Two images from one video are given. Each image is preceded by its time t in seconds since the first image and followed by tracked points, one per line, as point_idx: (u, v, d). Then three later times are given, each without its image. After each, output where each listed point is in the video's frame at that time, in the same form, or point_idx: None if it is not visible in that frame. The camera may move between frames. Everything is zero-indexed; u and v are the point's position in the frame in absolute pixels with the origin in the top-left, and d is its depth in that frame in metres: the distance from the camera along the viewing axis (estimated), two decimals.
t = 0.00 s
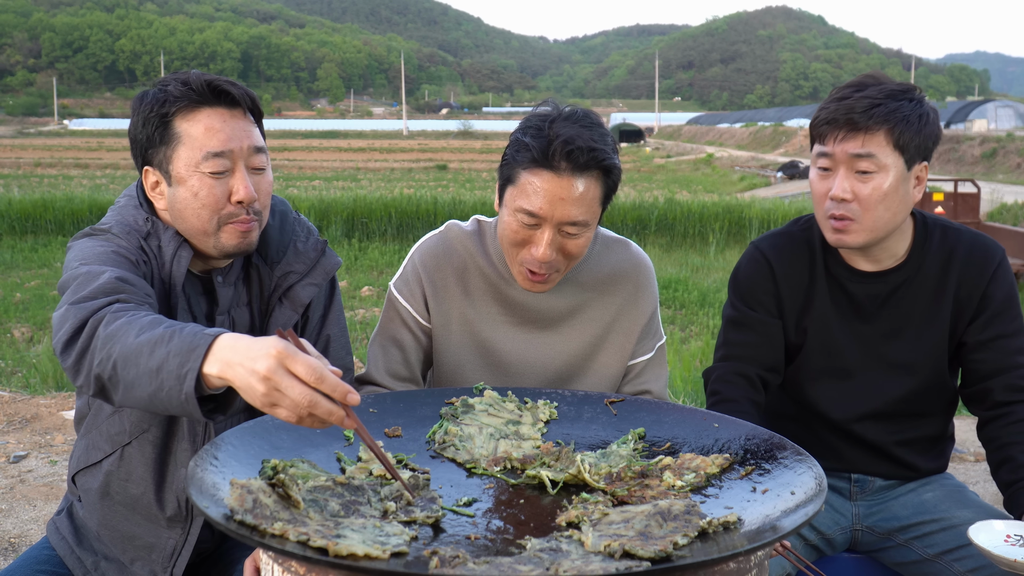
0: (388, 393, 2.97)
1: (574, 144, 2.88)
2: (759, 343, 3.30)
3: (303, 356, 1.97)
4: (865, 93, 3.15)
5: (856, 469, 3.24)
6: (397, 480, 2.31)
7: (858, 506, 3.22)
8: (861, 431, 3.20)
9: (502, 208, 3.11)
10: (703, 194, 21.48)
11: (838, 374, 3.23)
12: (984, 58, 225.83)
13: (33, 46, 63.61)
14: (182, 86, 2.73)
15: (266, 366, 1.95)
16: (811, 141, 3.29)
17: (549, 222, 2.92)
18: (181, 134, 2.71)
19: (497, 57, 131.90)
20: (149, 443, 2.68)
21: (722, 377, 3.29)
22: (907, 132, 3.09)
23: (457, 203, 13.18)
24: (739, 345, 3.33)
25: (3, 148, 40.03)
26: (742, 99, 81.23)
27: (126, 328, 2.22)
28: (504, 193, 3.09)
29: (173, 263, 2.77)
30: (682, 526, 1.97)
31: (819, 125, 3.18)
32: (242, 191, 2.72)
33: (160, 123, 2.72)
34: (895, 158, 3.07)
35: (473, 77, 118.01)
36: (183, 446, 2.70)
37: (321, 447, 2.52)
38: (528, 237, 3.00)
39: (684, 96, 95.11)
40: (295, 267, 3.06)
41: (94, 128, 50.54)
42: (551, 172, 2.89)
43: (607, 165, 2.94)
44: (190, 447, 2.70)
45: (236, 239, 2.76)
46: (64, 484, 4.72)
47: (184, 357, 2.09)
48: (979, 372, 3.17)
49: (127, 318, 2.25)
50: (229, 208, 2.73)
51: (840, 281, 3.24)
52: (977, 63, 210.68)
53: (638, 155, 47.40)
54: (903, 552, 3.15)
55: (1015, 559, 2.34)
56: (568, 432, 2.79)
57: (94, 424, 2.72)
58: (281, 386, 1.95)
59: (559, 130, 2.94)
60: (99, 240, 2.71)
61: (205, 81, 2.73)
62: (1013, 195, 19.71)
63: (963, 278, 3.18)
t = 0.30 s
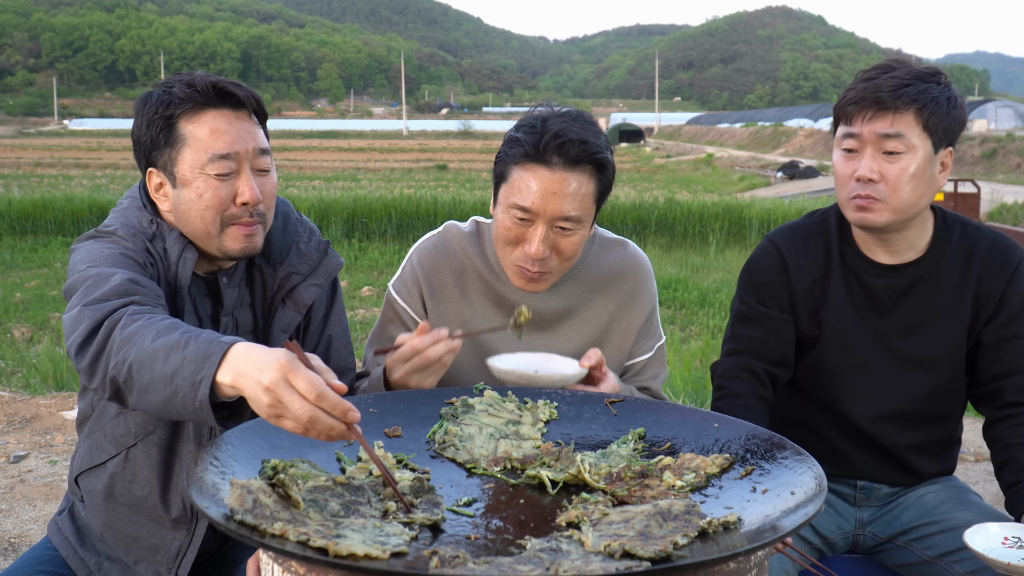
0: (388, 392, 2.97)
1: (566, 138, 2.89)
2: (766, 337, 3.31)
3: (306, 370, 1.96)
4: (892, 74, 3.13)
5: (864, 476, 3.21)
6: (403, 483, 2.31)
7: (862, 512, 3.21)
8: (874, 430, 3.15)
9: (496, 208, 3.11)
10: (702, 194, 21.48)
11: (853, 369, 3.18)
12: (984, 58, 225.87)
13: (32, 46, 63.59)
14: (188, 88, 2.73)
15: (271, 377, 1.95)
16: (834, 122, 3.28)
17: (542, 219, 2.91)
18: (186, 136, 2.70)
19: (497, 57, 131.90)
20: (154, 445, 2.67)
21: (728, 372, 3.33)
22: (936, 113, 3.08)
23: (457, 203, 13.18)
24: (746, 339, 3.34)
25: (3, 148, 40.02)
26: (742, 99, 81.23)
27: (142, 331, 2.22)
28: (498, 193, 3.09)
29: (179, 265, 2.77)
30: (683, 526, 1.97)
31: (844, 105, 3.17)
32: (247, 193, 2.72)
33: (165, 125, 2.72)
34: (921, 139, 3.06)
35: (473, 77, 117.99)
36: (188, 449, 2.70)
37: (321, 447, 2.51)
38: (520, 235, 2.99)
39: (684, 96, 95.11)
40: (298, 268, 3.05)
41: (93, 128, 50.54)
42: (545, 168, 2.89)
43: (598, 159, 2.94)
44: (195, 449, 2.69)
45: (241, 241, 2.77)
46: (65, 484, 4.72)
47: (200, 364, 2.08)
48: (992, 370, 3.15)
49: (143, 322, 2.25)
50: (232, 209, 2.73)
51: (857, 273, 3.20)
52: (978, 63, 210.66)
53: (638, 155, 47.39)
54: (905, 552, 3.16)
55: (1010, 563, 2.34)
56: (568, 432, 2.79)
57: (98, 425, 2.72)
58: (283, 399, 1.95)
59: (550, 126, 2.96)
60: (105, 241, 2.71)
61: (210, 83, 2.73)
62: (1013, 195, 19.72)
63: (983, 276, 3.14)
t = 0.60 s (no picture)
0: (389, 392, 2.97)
1: (556, 125, 2.97)
2: (774, 336, 3.29)
3: (290, 359, 1.95)
4: (906, 66, 3.11)
5: (879, 482, 3.19)
6: (398, 457, 2.25)
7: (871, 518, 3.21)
8: (891, 429, 3.12)
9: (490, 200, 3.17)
10: (702, 194, 21.47)
11: (869, 368, 3.15)
12: (984, 59, 225.90)
13: (33, 46, 63.57)
14: (179, 88, 2.73)
15: (258, 373, 1.95)
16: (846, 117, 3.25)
17: (535, 206, 2.98)
18: (178, 137, 2.71)
19: (497, 57, 131.94)
20: (150, 445, 2.68)
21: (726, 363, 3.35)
22: (953, 105, 3.07)
23: (457, 203, 13.18)
24: (753, 338, 3.34)
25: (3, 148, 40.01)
26: (742, 99, 81.22)
27: (137, 336, 2.23)
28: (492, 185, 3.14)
29: (173, 266, 2.77)
30: (682, 526, 1.97)
31: (858, 100, 3.14)
32: (241, 193, 2.72)
33: (158, 125, 2.72)
34: (940, 132, 3.05)
35: (474, 77, 117.99)
36: (185, 448, 2.69)
37: (321, 447, 2.51)
38: (514, 225, 3.04)
39: (684, 96, 95.14)
40: (293, 267, 3.06)
41: (94, 128, 50.54)
42: (539, 155, 2.96)
43: (589, 148, 3.01)
44: (192, 449, 2.69)
45: (235, 240, 2.76)
46: (64, 484, 4.72)
47: (195, 368, 2.08)
48: (1005, 366, 3.13)
49: (138, 326, 2.26)
50: (226, 210, 2.73)
51: (873, 270, 3.18)
52: (978, 63, 210.67)
53: (638, 155, 47.39)
54: (906, 554, 3.19)
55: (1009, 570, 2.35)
56: (568, 432, 2.79)
57: (95, 426, 2.72)
58: (274, 390, 1.95)
59: (541, 115, 3.03)
60: (99, 244, 2.71)
61: (202, 83, 2.72)
62: (1013, 195, 19.73)
63: (1002, 271, 3.12)
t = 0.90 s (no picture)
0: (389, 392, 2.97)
1: (551, 102, 3.07)
2: (771, 333, 3.26)
3: (236, 342, 2.03)
4: (906, 65, 3.09)
5: (875, 486, 3.16)
6: (380, 396, 2.25)
7: (869, 522, 3.17)
8: (890, 431, 3.09)
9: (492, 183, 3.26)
10: (702, 194, 21.47)
11: (869, 369, 3.12)
12: (984, 59, 225.94)
13: (32, 46, 63.56)
14: (176, 86, 2.73)
15: (217, 368, 2.04)
16: (846, 119, 3.23)
17: (535, 180, 3.07)
18: (175, 134, 2.71)
19: (497, 57, 131.90)
20: (145, 443, 2.68)
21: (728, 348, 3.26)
22: (954, 105, 3.05)
23: (457, 203, 13.18)
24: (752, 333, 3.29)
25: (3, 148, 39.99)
26: (742, 99, 81.24)
27: (116, 332, 2.24)
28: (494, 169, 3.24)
29: (168, 264, 2.76)
30: (683, 526, 1.97)
31: (858, 100, 3.12)
32: (238, 189, 2.73)
33: (155, 123, 2.72)
34: (940, 131, 3.03)
35: (474, 77, 117.99)
36: (180, 445, 2.71)
37: (321, 447, 2.51)
38: (515, 203, 3.12)
39: (684, 96, 95.12)
40: (289, 265, 3.04)
41: (94, 127, 50.53)
42: (538, 133, 3.07)
43: (587, 125, 3.11)
44: (187, 446, 2.71)
45: (231, 238, 2.77)
46: (64, 484, 4.72)
47: (168, 360, 2.10)
48: (1007, 366, 3.12)
49: (116, 322, 2.27)
50: (222, 207, 2.74)
51: (873, 270, 3.15)
52: (978, 63, 210.68)
53: (638, 155, 47.37)
54: (903, 555, 3.18)
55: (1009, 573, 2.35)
56: (568, 432, 2.80)
57: (92, 425, 2.73)
58: (235, 377, 2.03)
59: (537, 96, 3.13)
60: (93, 241, 2.71)
61: (199, 81, 2.72)
62: (1013, 195, 19.72)
63: (1003, 273, 3.09)
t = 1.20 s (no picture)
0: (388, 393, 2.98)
1: (543, 85, 3.23)
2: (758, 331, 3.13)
3: (217, 327, 1.97)
4: (890, 65, 2.98)
5: (869, 490, 3.08)
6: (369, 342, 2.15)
7: (864, 525, 3.08)
8: (883, 434, 3.01)
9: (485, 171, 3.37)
10: (702, 194, 21.50)
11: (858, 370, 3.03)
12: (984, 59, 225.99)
13: (33, 46, 63.56)
14: (177, 83, 2.74)
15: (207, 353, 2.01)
16: (830, 121, 3.11)
17: (530, 157, 3.20)
18: (176, 131, 2.72)
19: (497, 57, 131.91)
20: (146, 440, 2.68)
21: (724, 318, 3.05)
22: (939, 104, 2.93)
23: (457, 203, 13.19)
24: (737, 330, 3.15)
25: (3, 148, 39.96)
26: (742, 99, 81.19)
27: (111, 325, 2.24)
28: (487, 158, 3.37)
29: (168, 260, 2.76)
30: (683, 526, 1.97)
31: (842, 102, 3.00)
32: (238, 185, 2.73)
33: (156, 120, 2.73)
34: (925, 132, 2.91)
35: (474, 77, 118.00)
36: (181, 442, 2.70)
37: (321, 447, 2.51)
38: (510, 181, 3.22)
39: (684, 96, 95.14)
40: (289, 264, 3.04)
41: (94, 127, 50.54)
42: (530, 115, 3.23)
43: (574, 107, 3.28)
44: (188, 442, 2.70)
45: (231, 234, 2.75)
46: (64, 484, 4.72)
47: (161, 347, 2.08)
48: (997, 368, 3.05)
49: (111, 316, 2.28)
50: (225, 202, 2.73)
51: (860, 270, 3.04)
52: (978, 63, 210.72)
53: (638, 155, 47.38)
54: (900, 557, 3.06)
55: None
56: (568, 432, 2.80)
57: (92, 422, 2.73)
58: (223, 357, 2.00)
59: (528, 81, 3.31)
60: (94, 239, 2.71)
61: (199, 78, 2.74)
62: (1013, 195, 19.74)
63: (990, 274, 3.03)
